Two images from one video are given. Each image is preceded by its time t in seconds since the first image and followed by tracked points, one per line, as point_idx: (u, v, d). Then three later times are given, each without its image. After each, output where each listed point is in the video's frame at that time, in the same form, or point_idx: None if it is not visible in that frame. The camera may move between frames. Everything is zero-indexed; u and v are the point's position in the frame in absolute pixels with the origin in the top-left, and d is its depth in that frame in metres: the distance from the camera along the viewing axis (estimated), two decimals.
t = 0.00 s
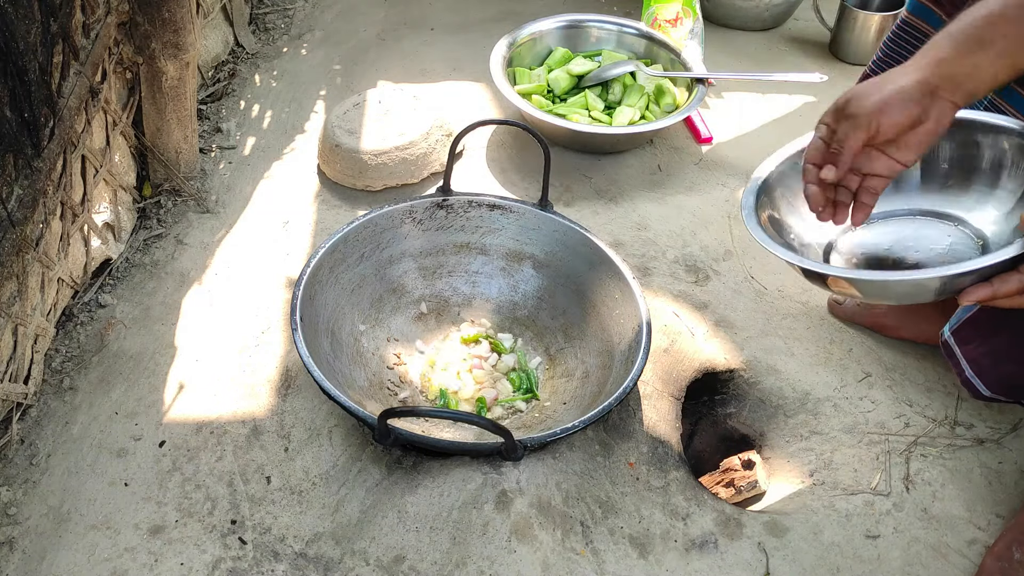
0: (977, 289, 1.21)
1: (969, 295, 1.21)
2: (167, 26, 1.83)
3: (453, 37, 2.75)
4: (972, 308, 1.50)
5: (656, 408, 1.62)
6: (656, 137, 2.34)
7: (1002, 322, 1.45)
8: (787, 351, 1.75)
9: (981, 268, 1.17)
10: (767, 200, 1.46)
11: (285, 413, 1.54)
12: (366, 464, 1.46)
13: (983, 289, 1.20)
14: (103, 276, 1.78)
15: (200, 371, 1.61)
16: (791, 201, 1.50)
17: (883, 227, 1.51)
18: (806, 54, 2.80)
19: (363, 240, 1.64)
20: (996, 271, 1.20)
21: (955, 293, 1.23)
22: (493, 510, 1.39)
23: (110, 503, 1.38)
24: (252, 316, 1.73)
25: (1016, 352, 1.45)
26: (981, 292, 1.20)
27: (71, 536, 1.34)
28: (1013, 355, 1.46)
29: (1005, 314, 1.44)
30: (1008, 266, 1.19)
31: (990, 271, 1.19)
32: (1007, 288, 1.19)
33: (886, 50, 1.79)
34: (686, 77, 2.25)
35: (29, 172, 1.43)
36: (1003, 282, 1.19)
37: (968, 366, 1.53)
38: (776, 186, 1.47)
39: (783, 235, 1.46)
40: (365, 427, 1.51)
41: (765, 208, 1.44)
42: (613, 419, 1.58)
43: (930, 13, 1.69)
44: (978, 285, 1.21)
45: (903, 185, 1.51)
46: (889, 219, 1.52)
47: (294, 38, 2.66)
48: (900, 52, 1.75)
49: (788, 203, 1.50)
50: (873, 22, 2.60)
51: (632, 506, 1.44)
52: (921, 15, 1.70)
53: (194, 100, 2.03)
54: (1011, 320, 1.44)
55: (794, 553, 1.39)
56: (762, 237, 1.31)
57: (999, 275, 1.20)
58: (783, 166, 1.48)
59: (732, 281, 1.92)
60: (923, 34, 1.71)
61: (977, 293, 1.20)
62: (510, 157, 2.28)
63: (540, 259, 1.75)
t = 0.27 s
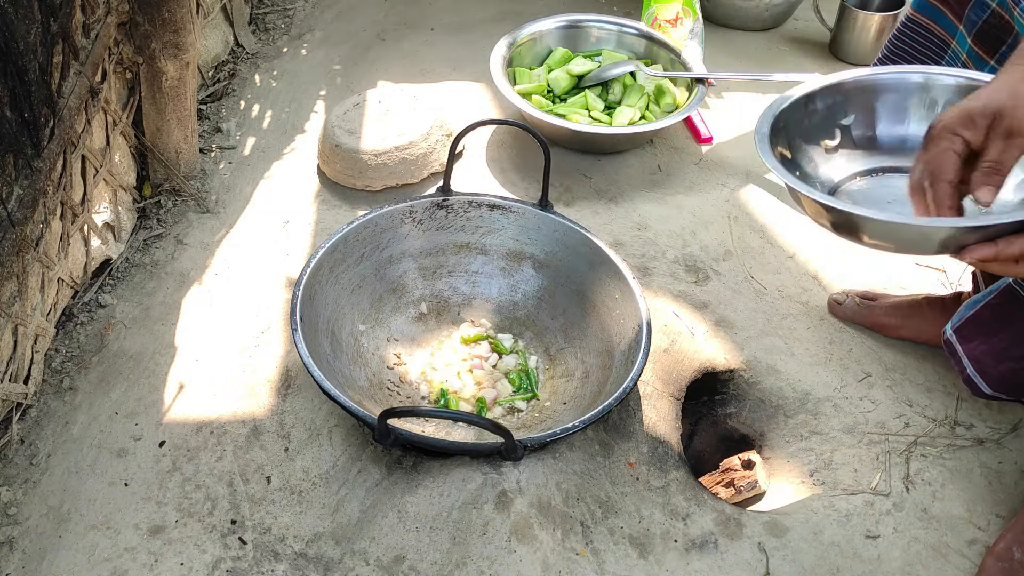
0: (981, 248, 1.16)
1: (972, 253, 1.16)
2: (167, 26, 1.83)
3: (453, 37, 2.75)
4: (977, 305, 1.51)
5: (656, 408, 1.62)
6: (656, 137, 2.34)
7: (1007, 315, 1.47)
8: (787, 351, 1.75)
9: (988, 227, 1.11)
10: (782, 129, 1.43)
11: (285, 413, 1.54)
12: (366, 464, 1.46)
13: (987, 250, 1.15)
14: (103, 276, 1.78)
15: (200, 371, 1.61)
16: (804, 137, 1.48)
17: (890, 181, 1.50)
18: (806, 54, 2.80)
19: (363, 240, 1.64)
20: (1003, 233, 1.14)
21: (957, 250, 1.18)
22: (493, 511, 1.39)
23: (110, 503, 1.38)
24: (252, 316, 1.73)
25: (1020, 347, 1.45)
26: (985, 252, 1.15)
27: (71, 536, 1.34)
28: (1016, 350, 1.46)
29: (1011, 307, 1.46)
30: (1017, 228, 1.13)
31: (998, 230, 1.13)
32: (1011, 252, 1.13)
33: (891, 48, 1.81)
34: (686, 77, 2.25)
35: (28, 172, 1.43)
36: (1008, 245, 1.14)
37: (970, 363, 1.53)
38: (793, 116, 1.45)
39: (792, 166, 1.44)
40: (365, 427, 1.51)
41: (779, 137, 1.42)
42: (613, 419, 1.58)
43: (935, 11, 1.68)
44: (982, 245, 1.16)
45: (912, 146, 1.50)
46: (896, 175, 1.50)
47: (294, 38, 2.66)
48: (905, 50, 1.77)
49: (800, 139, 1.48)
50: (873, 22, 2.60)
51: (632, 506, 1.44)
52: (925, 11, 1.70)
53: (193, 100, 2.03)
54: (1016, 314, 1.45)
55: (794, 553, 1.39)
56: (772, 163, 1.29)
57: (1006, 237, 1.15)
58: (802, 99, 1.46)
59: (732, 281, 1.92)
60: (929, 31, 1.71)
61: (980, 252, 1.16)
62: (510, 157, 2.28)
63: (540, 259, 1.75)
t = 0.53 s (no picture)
0: (987, 246, 1.15)
1: (977, 251, 1.16)
2: (167, 26, 1.83)
3: (453, 37, 2.75)
4: (977, 304, 1.51)
5: (656, 408, 1.62)
6: (656, 137, 2.34)
7: (1005, 314, 1.47)
8: (787, 351, 1.75)
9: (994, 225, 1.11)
10: (783, 126, 1.45)
11: (285, 413, 1.54)
12: (366, 464, 1.46)
13: (994, 247, 1.15)
14: (103, 276, 1.78)
15: (200, 371, 1.61)
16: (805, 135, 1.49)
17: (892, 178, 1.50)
18: (806, 54, 2.80)
19: (363, 240, 1.64)
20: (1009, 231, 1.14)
21: (963, 247, 1.18)
22: (492, 510, 1.39)
23: (110, 503, 1.38)
24: (252, 316, 1.73)
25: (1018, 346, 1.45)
26: (992, 251, 1.15)
27: (71, 536, 1.34)
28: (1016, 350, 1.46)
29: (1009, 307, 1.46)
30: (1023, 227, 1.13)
31: (1004, 229, 1.13)
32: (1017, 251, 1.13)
33: (890, 47, 1.80)
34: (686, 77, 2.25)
35: (29, 172, 1.43)
36: (1014, 243, 1.13)
37: (969, 363, 1.53)
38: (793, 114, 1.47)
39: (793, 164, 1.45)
40: (365, 427, 1.51)
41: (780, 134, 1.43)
42: (613, 419, 1.58)
43: (935, 11, 1.68)
44: (988, 243, 1.15)
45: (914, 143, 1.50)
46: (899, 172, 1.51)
47: (294, 38, 2.66)
48: (906, 49, 1.77)
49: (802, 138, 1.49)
50: (873, 22, 2.60)
51: (631, 506, 1.44)
52: (925, 11, 1.70)
53: (193, 100, 2.03)
54: (1015, 312, 1.45)
55: (794, 553, 1.39)
56: (772, 160, 1.31)
57: (1011, 236, 1.14)
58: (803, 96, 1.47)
59: (732, 281, 1.92)
60: (929, 31, 1.71)
61: (986, 250, 1.15)
62: (510, 157, 2.28)
63: (540, 259, 1.75)
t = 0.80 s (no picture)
0: (981, 227, 1.15)
1: (970, 231, 1.16)
2: (167, 26, 1.83)
3: (453, 37, 2.75)
4: (976, 302, 1.51)
5: (656, 408, 1.62)
6: (656, 137, 2.34)
7: (1004, 312, 1.47)
8: (787, 351, 1.75)
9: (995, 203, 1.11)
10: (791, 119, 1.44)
11: (285, 413, 1.54)
12: (366, 464, 1.46)
13: (987, 229, 1.15)
14: (103, 276, 1.78)
15: (200, 371, 1.61)
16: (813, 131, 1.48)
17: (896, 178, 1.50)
18: (806, 54, 2.80)
19: (363, 240, 1.64)
20: (1005, 215, 1.14)
21: (957, 227, 1.18)
22: (493, 510, 1.39)
23: (110, 503, 1.38)
24: (252, 316, 1.73)
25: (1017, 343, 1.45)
26: (985, 232, 1.14)
27: (71, 536, 1.34)
28: (1015, 348, 1.46)
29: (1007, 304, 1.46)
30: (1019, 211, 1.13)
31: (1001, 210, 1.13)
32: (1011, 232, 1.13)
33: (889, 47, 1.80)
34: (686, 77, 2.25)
35: (28, 172, 1.43)
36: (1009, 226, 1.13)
37: (967, 361, 1.53)
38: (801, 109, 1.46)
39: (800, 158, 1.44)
40: (365, 427, 1.51)
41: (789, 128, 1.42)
42: (613, 419, 1.58)
43: (935, 11, 1.68)
44: (982, 224, 1.15)
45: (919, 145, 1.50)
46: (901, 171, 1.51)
47: (294, 38, 2.66)
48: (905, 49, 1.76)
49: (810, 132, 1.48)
50: (873, 22, 2.60)
51: (631, 506, 1.44)
52: (924, 11, 1.70)
53: (193, 100, 2.03)
54: (1014, 310, 1.45)
55: (794, 553, 1.39)
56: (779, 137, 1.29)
57: (1006, 219, 1.14)
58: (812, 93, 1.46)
59: (732, 281, 1.92)
60: (929, 31, 1.71)
61: (980, 231, 1.15)
62: (510, 157, 2.28)
63: (540, 260, 1.75)
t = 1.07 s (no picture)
0: (977, 240, 1.15)
1: (966, 245, 1.16)
2: (167, 26, 1.83)
3: (453, 38, 2.75)
4: (976, 304, 1.51)
5: (656, 408, 1.62)
6: (656, 137, 2.34)
7: (1004, 315, 1.47)
8: (787, 351, 1.75)
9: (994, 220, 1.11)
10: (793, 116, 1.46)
11: (285, 413, 1.54)
12: (366, 464, 1.46)
13: (984, 242, 1.15)
14: (103, 276, 1.78)
15: (200, 371, 1.61)
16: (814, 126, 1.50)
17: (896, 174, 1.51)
18: (806, 54, 2.80)
19: (363, 240, 1.64)
20: (1001, 227, 1.15)
21: (954, 240, 1.18)
22: (493, 510, 1.39)
23: (110, 503, 1.38)
24: (252, 316, 1.73)
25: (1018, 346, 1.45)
26: (981, 246, 1.15)
27: (71, 536, 1.34)
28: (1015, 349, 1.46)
29: (1008, 308, 1.46)
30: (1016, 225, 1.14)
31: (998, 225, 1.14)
32: (1007, 246, 1.14)
33: (889, 47, 1.80)
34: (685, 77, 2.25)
35: (28, 172, 1.43)
36: (1005, 240, 1.14)
37: (968, 363, 1.53)
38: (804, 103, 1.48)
39: (801, 151, 1.45)
40: (365, 427, 1.51)
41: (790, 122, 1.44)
42: (613, 419, 1.58)
43: (935, 11, 1.68)
44: (979, 237, 1.15)
45: (924, 139, 1.51)
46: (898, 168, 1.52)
47: (294, 38, 2.66)
48: (905, 49, 1.76)
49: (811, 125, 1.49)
50: (873, 22, 2.60)
51: (632, 506, 1.44)
52: (925, 12, 1.70)
53: (193, 100, 2.03)
54: (1015, 314, 1.45)
55: (794, 553, 1.39)
56: (775, 142, 1.32)
57: (1002, 232, 1.15)
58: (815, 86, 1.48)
59: (732, 281, 1.91)
60: (928, 31, 1.71)
61: (977, 245, 1.15)
62: (510, 157, 2.28)
63: (540, 260, 1.75)
